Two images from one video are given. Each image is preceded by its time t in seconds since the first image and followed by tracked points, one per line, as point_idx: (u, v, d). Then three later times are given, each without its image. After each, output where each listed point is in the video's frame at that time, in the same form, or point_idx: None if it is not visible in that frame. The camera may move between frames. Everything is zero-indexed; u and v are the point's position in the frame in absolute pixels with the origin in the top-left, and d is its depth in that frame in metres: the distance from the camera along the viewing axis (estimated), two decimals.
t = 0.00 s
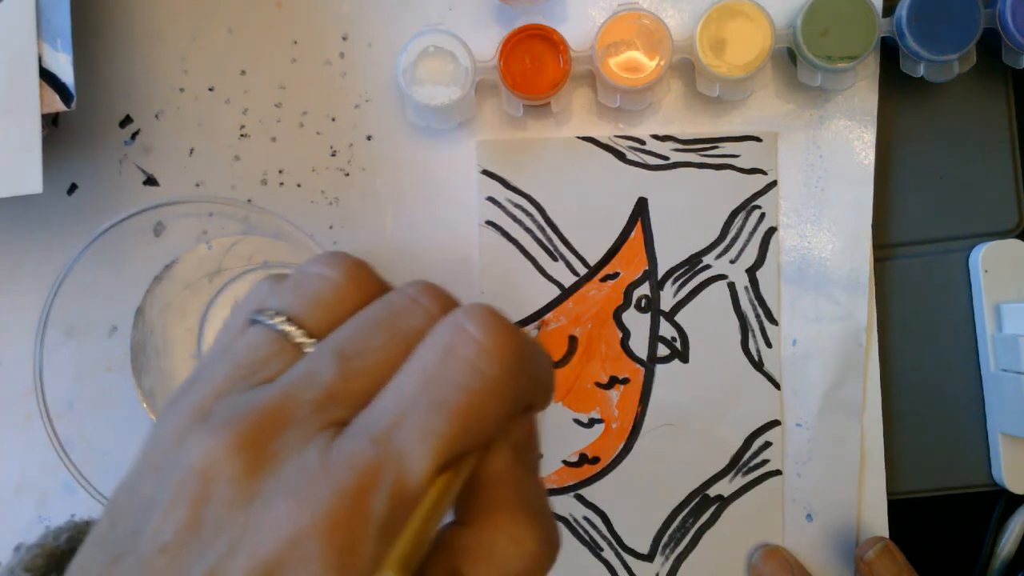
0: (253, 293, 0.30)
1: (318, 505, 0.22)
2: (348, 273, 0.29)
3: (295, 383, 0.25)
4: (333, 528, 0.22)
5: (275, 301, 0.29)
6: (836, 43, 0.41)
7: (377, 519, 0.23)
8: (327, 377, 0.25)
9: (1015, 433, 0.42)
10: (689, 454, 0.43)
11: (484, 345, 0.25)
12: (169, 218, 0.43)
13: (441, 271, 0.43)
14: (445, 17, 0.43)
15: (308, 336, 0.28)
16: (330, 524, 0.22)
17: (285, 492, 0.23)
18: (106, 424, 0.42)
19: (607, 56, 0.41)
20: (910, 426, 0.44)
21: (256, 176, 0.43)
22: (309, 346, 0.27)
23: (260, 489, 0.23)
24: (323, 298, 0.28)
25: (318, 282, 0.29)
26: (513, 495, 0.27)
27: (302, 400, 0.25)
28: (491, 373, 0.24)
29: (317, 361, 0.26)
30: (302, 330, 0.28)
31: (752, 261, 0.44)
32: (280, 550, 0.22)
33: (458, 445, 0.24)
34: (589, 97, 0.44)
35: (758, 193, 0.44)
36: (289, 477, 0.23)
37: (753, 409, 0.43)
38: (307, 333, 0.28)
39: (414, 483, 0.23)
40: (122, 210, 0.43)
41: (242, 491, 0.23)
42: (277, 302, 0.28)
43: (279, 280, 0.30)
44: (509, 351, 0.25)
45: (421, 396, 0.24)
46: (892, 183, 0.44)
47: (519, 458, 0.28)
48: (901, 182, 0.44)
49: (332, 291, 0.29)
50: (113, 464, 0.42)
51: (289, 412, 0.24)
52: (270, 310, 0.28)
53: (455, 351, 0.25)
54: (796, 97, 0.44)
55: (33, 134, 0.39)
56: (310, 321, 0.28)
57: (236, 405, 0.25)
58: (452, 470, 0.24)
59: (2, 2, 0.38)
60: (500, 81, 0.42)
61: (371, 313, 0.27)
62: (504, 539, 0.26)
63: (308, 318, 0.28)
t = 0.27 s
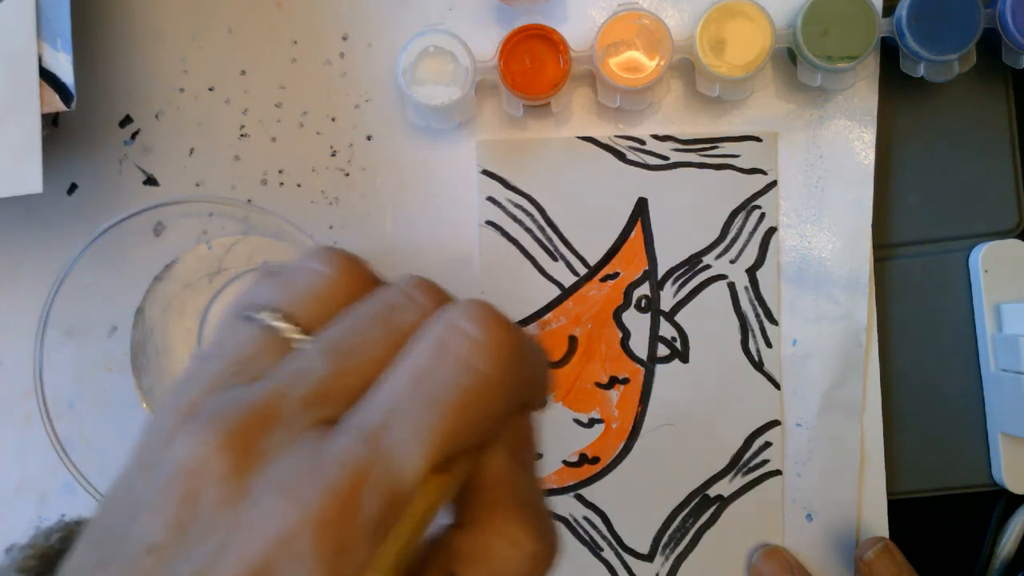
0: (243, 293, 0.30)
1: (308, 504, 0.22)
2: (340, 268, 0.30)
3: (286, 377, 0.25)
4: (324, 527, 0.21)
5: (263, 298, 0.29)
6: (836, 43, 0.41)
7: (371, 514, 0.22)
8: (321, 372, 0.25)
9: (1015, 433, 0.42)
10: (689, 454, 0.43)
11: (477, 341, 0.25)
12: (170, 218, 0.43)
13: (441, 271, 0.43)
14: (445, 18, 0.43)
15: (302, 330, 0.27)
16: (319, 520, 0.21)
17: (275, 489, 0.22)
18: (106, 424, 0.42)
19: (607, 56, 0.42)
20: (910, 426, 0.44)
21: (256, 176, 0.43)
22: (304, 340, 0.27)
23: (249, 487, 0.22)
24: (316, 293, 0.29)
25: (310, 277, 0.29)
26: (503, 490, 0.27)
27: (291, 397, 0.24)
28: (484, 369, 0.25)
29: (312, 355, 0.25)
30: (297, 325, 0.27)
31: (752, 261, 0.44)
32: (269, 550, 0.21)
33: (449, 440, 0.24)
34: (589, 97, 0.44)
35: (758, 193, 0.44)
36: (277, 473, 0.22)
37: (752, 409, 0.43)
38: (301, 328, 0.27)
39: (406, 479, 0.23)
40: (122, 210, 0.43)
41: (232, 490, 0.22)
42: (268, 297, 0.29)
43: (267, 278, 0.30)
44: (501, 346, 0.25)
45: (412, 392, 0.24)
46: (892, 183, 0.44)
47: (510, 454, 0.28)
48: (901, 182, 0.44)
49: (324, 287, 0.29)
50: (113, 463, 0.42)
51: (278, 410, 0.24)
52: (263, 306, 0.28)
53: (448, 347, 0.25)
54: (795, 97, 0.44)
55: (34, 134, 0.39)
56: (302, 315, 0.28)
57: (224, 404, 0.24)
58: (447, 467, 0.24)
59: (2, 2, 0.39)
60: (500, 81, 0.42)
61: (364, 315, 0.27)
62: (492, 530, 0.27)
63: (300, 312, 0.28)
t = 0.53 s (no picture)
0: (254, 292, 0.30)
1: (327, 494, 0.23)
2: (351, 268, 0.29)
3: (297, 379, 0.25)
4: (339, 530, 0.22)
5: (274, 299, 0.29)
6: (836, 43, 0.41)
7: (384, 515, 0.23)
8: (335, 369, 0.25)
9: (1015, 433, 0.42)
10: (689, 454, 0.43)
11: (495, 348, 0.25)
12: (169, 219, 0.43)
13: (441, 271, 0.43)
14: (445, 18, 0.43)
15: (311, 331, 0.28)
16: (333, 520, 0.22)
17: (291, 489, 0.23)
18: (106, 424, 0.42)
19: (607, 56, 0.42)
20: (910, 426, 0.44)
21: (256, 176, 0.43)
22: (313, 342, 0.27)
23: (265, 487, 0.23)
24: (326, 294, 0.29)
25: (321, 278, 0.29)
26: (520, 493, 0.28)
27: (306, 398, 0.25)
28: (502, 377, 0.25)
29: (324, 357, 0.26)
30: (307, 326, 0.28)
31: (752, 261, 0.44)
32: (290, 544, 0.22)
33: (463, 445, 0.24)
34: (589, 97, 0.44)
35: (758, 193, 0.44)
36: (294, 473, 0.23)
37: (752, 409, 0.43)
38: (310, 329, 0.28)
39: (420, 481, 0.23)
40: (122, 210, 0.43)
41: (250, 490, 0.23)
42: (280, 298, 0.29)
43: (280, 278, 0.30)
44: (517, 355, 0.26)
45: (429, 398, 0.24)
46: (892, 183, 0.44)
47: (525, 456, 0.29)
48: (901, 182, 0.44)
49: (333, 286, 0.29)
50: (113, 463, 0.42)
51: (293, 410, 0.24)
52: (272, 307, 0.28)
53: (466, 353, 0.25)
54: (795, 97, 0.44)
55: (34, 135, 0.39)
56: (313, 318, 0.28)
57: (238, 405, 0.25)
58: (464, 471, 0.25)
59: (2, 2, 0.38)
60: (500, 81, 0.42)
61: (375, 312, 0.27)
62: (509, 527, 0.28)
63: (311, 314, 0.28)
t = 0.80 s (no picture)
0: (228, 288, 0.30)
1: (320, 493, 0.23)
2: (328, 264, 0.29)
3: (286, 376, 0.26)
4: (331, 527, 0.23)
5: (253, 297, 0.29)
6: (836, 43, 0.41)
7: (375, 513, 0.23)
8: (338, 370, 0.26)
9: (1015, 433, 0.42)
10: (689, 453, 0.43)
11: (481, 343, 0.26)
12: (170, 219, 0.43)
13: (441, 271, 0.43)
14: (445, 18, 0.43)
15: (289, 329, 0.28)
16: (324, 518, 0.23)
17: (278, 488, 0.23)
18: (106, 423, 0.42)
19: (607, 56, 0.41)
20: (910, 426, 0.44)
21: (256, 176, 0.43)
22: (292, 341, 0.28)
23: (252, 486, 0.24)
24: (304, 291, 0.28)
25: (299, 274, 0.29)
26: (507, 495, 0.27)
27: (292, 396, 0.25)
28: (487, 369, 0.25)
29: (346, 352, 0.26)
30: (284, 323, 0.28)
31: (752, 261, 0.44)
32: (284, 544, 0.22)
33: (453, 441, 0.24)
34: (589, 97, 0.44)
35: (758, 193, 0.44)
36: (282, 470, 0.24)
37: (752, 409, 0.43)
38: (288, 327, 0.28)
39: (409, 480, 0.24)
40: (122, 210, 0.43)
41: (249, 488, 0.24)
42: (256, 295, 0.29)
43: (257, 274, 0.30)
44: (504, 348, 0.26)
45: (416, 392, 0.25)
46: (892, 183, 0.44)
47: (508, 459, 0.28)
48: (902, 183, 0.44)
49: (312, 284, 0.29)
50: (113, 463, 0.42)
51: (293, 410, 0.25)
52: (246, 303, 0.28)
53: (452, 349, 0.25)
54: (796, 97, 0.44)
55: (34, 135, 0.39)
56: (291, 315, 0.28)
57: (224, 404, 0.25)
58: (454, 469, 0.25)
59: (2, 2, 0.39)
60: (500, 80, 0.42)
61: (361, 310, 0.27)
62: (500, 540, 0.26)
63: (289, 311, 0.28)
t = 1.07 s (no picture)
0: (216, 291, 0.30)
1: (303, 499, 0.23)
2: (314, 265, 0.29)
3: (265, 376, 0.26)
4: (316, 525, 0.23)
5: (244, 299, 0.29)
6: (837, 43, 0.41)
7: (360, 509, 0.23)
8: (339, 371, 0.26)
9: (1015, 433, 0.42)
10: (689, 453, 0.43)
11: (466, 341, 0.25)
12: (169, 219, 0.43)
13: (441, 271, 0.43)
14: (445, 17, 0.43)
15: (277, 332, 0.28)
16: (310, 517, 0.23)
17: (267, 488, 0.23)
18: (106, 423, 0.42)
19: (607, 56, 0.41)
20: (910, 426, 0.44)
21: (256, 176, 0.43)
22: (279, 343, 0.27)
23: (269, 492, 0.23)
24: (293, 292, 0.29)
25: (287, 276, 0.29)
26: (493, 489, 0.27)
27: (277, 397, 0.25)
28: (473, 368, 0.25)
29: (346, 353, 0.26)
30: (272, 325, 0.28)
31: (752, 261, 0.44)
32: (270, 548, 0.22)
33: (438, 437, 0.24)
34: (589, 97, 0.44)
35: (758, 193, 0.44)
36: (268, 471, 0.24)
37: (752, 409, 0.43)
38: (276, 329, 0.28)
39: (395, 478, 0.24)
40: (121, 210, 0.43)
41: (252, 490, 0.24)
42: (244, 298, 0.29)
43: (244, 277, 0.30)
44: (491, 346, 0.26)
45: (403, 390, 0.24)
46: (892, 183, 0.44)
47: (497, 452, 0.28)
48: (902, 183, 0.44)
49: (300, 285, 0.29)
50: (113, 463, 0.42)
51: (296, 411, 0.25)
52: (236, 306, 0.28)
53: (438, 347, 0.25)
54: (796, 97, 0.44)
55: (34, 134, 0.39)
56: (279, 317, 0.28)
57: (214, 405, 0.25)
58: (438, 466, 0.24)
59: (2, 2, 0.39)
60: (500, 80, 0.42)
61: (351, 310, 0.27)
62: (484, 533, 0.26)
63: (291, 312, 0.28)
